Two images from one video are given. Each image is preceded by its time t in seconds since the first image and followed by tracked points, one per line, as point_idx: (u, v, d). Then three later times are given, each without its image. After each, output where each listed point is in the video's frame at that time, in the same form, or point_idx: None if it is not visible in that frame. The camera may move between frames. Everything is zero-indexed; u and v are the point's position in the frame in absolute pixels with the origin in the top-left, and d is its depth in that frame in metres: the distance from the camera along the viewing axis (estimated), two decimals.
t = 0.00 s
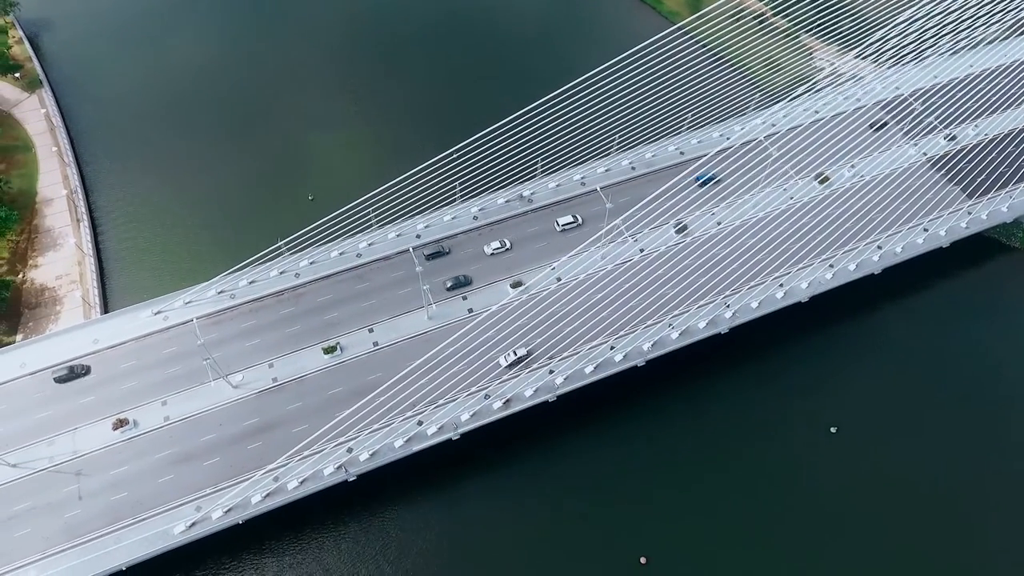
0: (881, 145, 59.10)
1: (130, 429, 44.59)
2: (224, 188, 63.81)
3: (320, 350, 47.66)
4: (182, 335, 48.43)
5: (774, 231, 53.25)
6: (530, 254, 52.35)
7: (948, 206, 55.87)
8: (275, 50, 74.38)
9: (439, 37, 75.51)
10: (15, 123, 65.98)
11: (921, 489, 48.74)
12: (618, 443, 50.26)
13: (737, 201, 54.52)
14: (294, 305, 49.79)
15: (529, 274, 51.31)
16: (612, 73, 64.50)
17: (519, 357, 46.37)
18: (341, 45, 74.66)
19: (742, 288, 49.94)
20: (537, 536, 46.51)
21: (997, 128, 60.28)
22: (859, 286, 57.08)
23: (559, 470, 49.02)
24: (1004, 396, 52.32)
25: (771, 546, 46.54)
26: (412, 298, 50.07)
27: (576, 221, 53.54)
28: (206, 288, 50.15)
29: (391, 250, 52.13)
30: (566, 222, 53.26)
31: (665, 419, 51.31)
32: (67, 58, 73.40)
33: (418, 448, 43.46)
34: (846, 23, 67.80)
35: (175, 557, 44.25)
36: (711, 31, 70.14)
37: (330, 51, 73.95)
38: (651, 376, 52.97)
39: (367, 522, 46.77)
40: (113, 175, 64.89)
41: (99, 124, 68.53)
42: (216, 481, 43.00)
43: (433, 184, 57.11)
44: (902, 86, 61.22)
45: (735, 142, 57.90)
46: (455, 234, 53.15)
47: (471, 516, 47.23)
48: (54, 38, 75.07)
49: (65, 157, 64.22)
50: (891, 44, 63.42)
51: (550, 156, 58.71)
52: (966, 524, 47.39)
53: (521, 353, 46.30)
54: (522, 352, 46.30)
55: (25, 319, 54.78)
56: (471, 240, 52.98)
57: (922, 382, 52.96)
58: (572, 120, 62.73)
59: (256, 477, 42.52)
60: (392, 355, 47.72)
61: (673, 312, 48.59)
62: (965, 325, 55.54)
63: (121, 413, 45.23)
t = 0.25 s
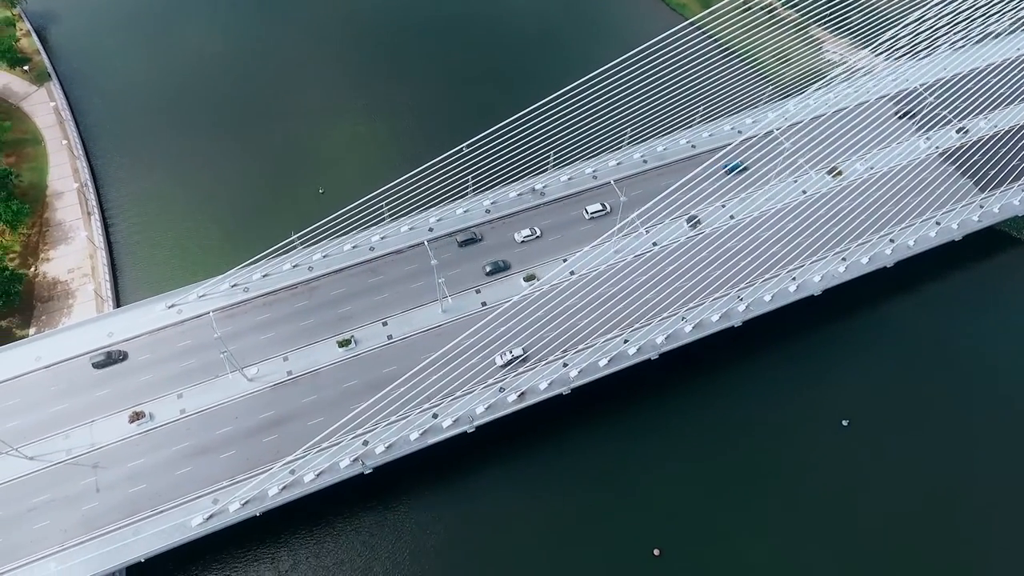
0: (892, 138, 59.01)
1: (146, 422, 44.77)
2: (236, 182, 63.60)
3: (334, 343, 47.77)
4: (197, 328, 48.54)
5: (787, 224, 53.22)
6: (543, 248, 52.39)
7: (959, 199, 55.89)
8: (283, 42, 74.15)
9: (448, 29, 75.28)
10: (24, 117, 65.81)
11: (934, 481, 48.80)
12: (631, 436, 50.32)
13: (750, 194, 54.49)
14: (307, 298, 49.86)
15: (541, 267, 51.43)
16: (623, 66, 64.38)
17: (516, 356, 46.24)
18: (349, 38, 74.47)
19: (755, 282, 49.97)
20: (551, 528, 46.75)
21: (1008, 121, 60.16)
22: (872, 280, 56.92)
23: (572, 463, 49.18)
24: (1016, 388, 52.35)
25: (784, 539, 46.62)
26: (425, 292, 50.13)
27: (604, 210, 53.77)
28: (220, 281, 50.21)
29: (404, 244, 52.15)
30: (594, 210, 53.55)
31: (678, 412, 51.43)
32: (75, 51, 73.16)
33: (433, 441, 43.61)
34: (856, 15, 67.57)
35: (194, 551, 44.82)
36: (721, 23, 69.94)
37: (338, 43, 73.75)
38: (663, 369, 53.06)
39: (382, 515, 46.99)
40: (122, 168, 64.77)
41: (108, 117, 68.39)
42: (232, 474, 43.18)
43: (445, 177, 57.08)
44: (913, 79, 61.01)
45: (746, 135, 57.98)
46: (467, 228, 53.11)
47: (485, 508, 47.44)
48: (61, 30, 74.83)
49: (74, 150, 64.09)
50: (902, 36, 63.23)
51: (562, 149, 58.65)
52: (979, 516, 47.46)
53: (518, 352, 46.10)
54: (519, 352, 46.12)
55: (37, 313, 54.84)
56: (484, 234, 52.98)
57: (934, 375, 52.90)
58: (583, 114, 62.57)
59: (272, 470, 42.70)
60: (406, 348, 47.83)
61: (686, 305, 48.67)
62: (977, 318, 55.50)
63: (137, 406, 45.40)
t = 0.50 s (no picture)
0: (903, 131, 58.91)
1: (161, 415, 44.88)
2: (247, 177, 63.44)
3: (347, 337, 47.87)
4: (210, 322, 48.62)
5: (798, 218, 53.19)
6: (555, 242, 52.43)
7: (970, 193, 55.89)
8: (291, 35, 73.91)
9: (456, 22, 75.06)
10: (32, 110, 65.65)
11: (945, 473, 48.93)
12: (643, 429, 50.46)
13: (761, 187, 54.46)
14: (320, 292, 49.91)
15: (553, 261, 51.50)
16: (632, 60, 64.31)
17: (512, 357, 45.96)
18: (357, 31, 74.29)
19: (767, 275, 50.02)
20: (564, 521, 46.97)
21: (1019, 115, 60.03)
22: (883, 273, 56.89)
23: (584, 456, 49.35)
24: None
25: (796, 531, 46.77)
26: (437, 286, 50.17)
27: (630, 198, 53.99)
28: (232, 275, 50.24)
29: (416, 238, 52.16)
30: (621, 199, 53.73)
31: (689, 406, 51.56)
32: (83, 44, 72.96)
33: (448, 434, 43.72)
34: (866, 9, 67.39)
35: (212, 543, 45.37)
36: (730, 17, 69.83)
37: (346, 37, 73.58)
38: (674, 363, 53.13)
39: (396, 507, 47.17)
40: (132, 162, 64.67)
41: (117, 111, 68.22)
42: (248, 467, 43.31)
43: (456, 171, 57.07)
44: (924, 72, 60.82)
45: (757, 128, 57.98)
46: (479, 222, 53.10)
47: (498, 501, 47.62)
48: (68, 23, 74.56)
49: (83, 144, 63.98)
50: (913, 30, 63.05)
51: (572, 143, 58.57)
52: (990, 508, 47.64)
53: (516, 353, 45.81)
54: (516, 353, 45.82)
55: (49, 306, 54.88)
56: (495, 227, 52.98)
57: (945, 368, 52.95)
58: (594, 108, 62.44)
59: (287, 463, 42.85)
60: (419, 342, 47.91)
61: (698, 299, 48.71)
62: (987, 311, 55.52)
63: (152, 399, 45.50)
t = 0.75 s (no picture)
0: (915, 124, 58.79)
1: (177, 408, 45.00)
2: (259, 171, 63.26)
3: (362, 330, 47.96)
4: (225, 315, 48.74)
5: (811, 211, 53.17)
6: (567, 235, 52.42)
7: (982, 186, 55.86)
8: (299, 28, 73.66)
9: (465, 15, 74.79)
10: (41, 103, 65.43)
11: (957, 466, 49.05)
12: (656, 422, 50.62)
13: (773, 181, 54.42)
14: (333, 285, 49.95)
15: (567, 255, 51.56)
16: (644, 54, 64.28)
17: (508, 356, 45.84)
18: (366, 24, 74.05)
19: (780, 269, 50.06)
20: (577, 513, 47.17)
21: None
22: (896, 266, 56.82)
23: (598, 449, 49.51)
24: None
25: (810, 523, 46.89)
26: (450, 279, 50.20)
27: (658, 186, 54.22)
28: (246, 269, 50.29)
29: (429, 231, 52.14)
30: (648, 186, 53.95)
31: (701, 399, 51.68)
32: (91, 37, 72.75)
33: (463, 427, 43.89)
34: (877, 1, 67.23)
35: (230, 534, 45.77)
36: (740, 10, 69.69)
37: (355, 30, 73.35)
38: (687, 356, 53.20)
39: (409, 500, 47.39)
40: (141, 155, 64.49)
41: (125, 103, 68.02)
42: (264, 459, 43.46)
43: (469, 165, 57.05)
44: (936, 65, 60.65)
45: (769, 121, 58.10)
46: (492, 215, 53.10)
47: (511, 493, 47.84)
48: (76, 16, 74.34)
49: (93, 137, 63.84)
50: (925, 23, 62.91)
51: (584, 136, 58.42)
52: (1003, 501, 47.78)
53: (512, 352, 45.69)
54: (512, 352, 45.69)
55: (62, 300, 54.91)
56: (508, 221, 52.96)
57: (958, 361, 52.94)
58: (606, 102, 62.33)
59: (304, 456, 43.02)
60: (433, 335, 48.00)
61: (711, 292, 48.76)
62: (999, 304, 55.53)
63: (167, 392, 45.63)
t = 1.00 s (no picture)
0: (926, 118, 58.66)
1: (191, 401, 45.12)
2: (270, 166, 63.12)
3: (375, 324, 48.04)
4: (237, 309, 48.78)
5: (822, 205, 53.15)
6: (579, 228, 52.41)
7: (993, 180, 55.81)
8: (307, 20, 73.35)
9: (473, 7, 74.55)
10: (49, 97, 65.29)
11: (968, 459, 49.19)
12: (667, 416, 50.77)
13: (785, 175, 54.36)
14: (346, 279, 49.97)
15: (578, 249, 51.57)
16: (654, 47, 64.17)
17: (504, 356, 45.75)
18: (374, 17, 73.80)
19: (792, 263, 50.07)
20: (590, 506, 47.39)
21: None
22: (908, 261, 56.79)
23: (610, 443, 49.65)
24: None
25: (821, 516, 47.09)
26: (462, 273, 50.23)
27: (684, 176, 54.46)
28: (258, 262, 50.34)
29: (440, 225, 52.10)
30: (675, 175, 54.21)
31: (713, 392, 51.77)
32: (98, 30, 72.51)
33: (477, 420, 44.02)
34: None
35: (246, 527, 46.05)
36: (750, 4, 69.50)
37: (363, 22, 73.10)
38: (698, 350, 53.28)
39: (423, 493, 47.57)
40: (150, 149, 64.37)
41: (134, 97, 67.89)
42: (279, 453, 43.60)
43: (480, 159, 57.02)
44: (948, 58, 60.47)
45: (780, 115, 58.05)
46: (504, 208, 53.07)
47: (524, 486, 48.01)
48: (84, 8, 74.11)
49: (102, 130, 63.71)
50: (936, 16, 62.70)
51: (595, 129, 58.27)
52: (1013, 494, 47.94)
53: (508, 352, 45.56)
54: (507, 352, 45.54)
55: (73, 294, 54.92)
56: (519, 215, 52.95)
57: (969, 355, 52.98)
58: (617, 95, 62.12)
59: (318, 449, 43.19)
60: (445, 329, 48.07)
61: (724, 286, 48.80)
62: (1010, 298, 55.53)
63: (182, 386, 45.74)
